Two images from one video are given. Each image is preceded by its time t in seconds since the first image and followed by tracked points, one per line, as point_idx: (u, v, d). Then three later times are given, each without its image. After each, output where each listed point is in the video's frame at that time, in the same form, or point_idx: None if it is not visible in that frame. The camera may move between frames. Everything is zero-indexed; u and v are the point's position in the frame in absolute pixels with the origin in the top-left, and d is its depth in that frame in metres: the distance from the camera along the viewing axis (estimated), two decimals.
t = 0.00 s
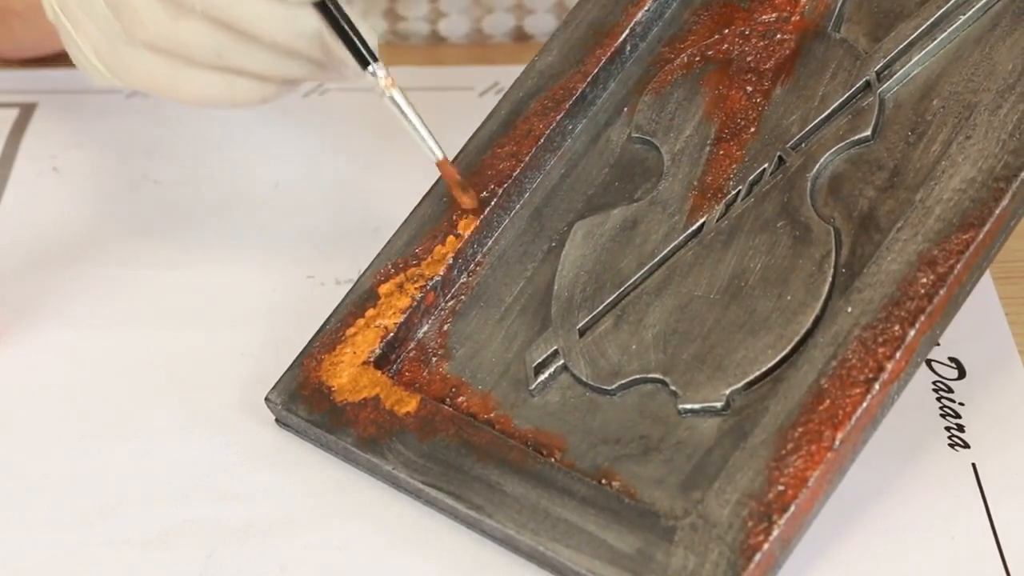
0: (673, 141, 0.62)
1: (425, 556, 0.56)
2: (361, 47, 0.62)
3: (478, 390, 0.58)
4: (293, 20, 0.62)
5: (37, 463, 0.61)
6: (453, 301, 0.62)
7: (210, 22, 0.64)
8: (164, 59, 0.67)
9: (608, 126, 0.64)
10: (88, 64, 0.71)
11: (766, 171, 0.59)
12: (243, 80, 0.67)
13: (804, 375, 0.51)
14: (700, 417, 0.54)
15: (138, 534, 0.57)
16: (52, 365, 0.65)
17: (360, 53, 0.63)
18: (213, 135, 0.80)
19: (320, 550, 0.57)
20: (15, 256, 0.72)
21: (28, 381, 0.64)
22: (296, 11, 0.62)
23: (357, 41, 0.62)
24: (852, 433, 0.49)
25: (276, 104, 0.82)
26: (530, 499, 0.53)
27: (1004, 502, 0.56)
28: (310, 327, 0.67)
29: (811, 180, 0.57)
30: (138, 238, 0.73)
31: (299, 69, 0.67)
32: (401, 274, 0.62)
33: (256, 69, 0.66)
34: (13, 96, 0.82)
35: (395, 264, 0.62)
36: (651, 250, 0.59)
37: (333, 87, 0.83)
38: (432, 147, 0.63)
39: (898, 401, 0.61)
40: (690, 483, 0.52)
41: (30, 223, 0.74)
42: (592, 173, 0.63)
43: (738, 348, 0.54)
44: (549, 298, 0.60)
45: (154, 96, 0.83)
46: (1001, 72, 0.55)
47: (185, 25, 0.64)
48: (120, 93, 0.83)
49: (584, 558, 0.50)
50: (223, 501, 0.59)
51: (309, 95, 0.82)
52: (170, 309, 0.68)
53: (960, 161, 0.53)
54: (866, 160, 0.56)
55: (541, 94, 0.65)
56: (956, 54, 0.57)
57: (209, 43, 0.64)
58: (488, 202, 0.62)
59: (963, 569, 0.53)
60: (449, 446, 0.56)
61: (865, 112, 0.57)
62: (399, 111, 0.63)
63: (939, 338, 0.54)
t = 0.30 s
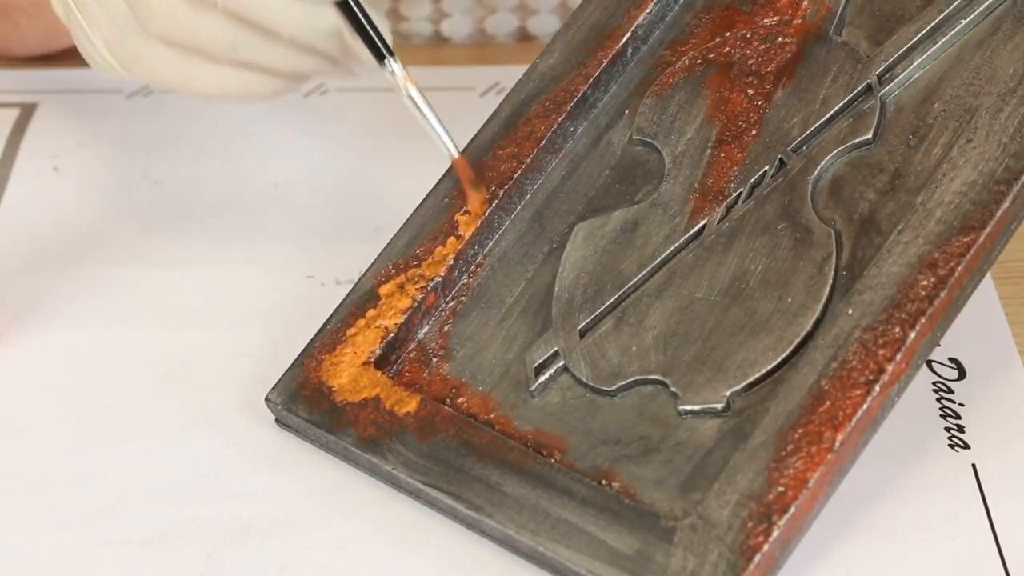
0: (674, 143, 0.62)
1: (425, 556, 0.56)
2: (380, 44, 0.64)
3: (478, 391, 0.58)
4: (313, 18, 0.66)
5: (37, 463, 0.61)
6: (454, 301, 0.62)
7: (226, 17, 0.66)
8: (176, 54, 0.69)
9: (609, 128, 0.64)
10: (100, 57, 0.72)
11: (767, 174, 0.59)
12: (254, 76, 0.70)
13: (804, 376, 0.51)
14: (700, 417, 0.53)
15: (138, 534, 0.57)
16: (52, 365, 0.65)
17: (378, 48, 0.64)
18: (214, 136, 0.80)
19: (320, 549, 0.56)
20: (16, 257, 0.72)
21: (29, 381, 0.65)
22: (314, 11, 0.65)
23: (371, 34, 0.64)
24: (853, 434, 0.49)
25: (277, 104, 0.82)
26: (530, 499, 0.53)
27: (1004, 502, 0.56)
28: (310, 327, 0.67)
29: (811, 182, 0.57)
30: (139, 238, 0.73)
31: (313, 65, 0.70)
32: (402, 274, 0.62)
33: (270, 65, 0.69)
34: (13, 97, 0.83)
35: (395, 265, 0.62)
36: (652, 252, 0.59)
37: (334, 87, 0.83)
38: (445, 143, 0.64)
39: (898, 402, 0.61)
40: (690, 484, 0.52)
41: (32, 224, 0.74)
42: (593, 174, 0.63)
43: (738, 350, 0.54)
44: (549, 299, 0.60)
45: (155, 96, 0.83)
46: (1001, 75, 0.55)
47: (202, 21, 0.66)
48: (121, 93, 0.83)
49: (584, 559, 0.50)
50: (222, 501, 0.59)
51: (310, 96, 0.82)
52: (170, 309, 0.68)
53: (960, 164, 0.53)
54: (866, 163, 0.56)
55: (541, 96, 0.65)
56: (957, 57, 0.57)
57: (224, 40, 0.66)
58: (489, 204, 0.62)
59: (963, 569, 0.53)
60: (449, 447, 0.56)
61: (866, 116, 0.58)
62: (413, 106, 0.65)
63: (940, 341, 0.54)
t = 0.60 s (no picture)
0: (672, 141, 0.62)
1: (425, 556, 0.56)
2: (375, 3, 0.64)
3: (477, 391, 0.58)
4: None
5: (38, 464, 0.61)
6: (453, 302, 0.62)
7: None
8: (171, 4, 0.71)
9: (608, 126, 0.64)
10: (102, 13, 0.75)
11: (766, 172, 0.59)
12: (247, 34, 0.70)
13: (803, 375, 0.51)
14: (699, 417, 0.53)
15: (139, 534, 0.57)
16: (52, 365, 0.65)
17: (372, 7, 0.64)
18: (213, 135, 0.80)
19: (320, 550, 0.57)
20: (16, 256, 0.72)
21: (29, 381, 0.65)
22: None
23: None
24: (852, 433, 0.50)
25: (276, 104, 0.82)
26: (530, 500, 0.53)
27: (1004, 502, 0.56)
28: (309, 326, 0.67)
29: (810, 180, 0.57)
30: (139, 238, 0.73)
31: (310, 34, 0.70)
32: (400, 274, 0.62)
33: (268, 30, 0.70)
34: (13, 97, 0.83)
35: (394, 264, 0.62)
36: (651, 250, 0.59)
37: (333, 87, 0.83)
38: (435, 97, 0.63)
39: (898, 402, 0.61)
40: (690, 484, 0.52)
41: (31, 222, 0.74)
42: (591, 172, 0.63)
43: (738, 350, 0.54)
44: (548, 298, 0.60)
45: (155, 96, 0.83)
46: (1000, 72, 0.55)
47: None
48: (122, 94, 0.83)
49: (584, 560, 0.50)
50: (223, 502, 0.59)
51: (309, 96, 0.82)
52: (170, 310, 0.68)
53: (959, 161, 0.53)
54: (866, 160, 0.56)
55: (540, 94, 0.65)
56: (956, 54, 0.57)
57: None
58: (487, 202, 0.62)
59: (962, 569, 0.53)
60: (449, 447, 0.56)
61: (865, 112, 0.57)
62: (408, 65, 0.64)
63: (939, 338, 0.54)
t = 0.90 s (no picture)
0: (671, 138, 0.62)
1: (425, 557, 0.56)
2: None
3: (477, 390, 0.58)
4: None
5: (37, 463, 0.61)
6: (452, 300, 0.62)
7: None
8: None
9: (606, 122, 0.65)
10: None
11: (764, 168, 0.59)
12: None
13: (802, 374, 0.51)
14: (699, 417, 0.54)
15: (138, 534, 0.57)
16: (52, 366, 0.66)
17: None
18: (214, 137, 0.80)
19: (319, 550, 0.57)
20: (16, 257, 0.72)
21: (29, 383, 0.65)
22: None
23: None
24: (851, 433, 0.50)
25: (275, 103, 0.82)
26: (529, 501, 0.53)
27: (1004, 502, 0.56)
28: (309, 327, 0.67)
29: (808, 176, 0.57)
30: (139, 239, 0.73)
31: None
32: (400, 273, 0.62)
33: None
34: (14, 97, 0.83)
35: (393, 264, 0.62)
36: (650, 248, 0.59)
37: (333, 87, 0.83)
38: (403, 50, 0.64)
39: (898, 402, 0.61)
40: (690, 483, 0.52)
41: (33, 225, 0.74)
42: (590, 169, 0.64)
43: (737, 347, 0.54)
44: (547, 297, 0.60)
45: (156, 96, 0.84)
46: (998, 66, 0.55)
47: None
48: (121, 94, 0.84)
49: (584, 560, 0.50)
50: (222, 502, 0.59)
51: (309, 96, 0.83)
52: (170, 310, 0.69)
53: (957, 158, 0.54)
54: (864, 157, 0.57)
55: (538, 91, 0.65)
56: (955, 48, 0.57)
57: None
58: (486, 201, 0.63)
59: (962, 569, 0.53)
60: (448, 448, 0.56)
61: (862, 108, 0.58)
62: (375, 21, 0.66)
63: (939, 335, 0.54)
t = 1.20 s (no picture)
0: (670, 136, 0.62)
1: (425, 558, 0.56)
2: None
3: (476, 390, 0.58)
4: None
5: (38, 463, 0.61)
6: (452, 299, 0.62)
7: None
8: None
9: (605, 121, 0.65)
10: None
11: (763, 166, 0.59)
12: None
13: (802, 373, 0.51)
14: (698, 416, 0.54)
15: (137, 535, 0.57)
16: (52, 367, 0.66)
17: None
18: (213, 138, 0.80)
19: (319, 550, 0.56)
20: (16, 257, 0.72)
21: (29, 384, 0.65)
22: None
23: None
24: (850, 432, 0.50)
25: (275, 103, 0.83)
26: (529, 501, 0.53)
27: (1004, 502, 0.55)
28: (309, 327, 0.67)
29: (807, 174, 0.58)
30: (139, 239, 0.73)
31: None
32: (399, 273, 0.62)
33: None
34: (13, 98, 0.83)
35: (393, 263, 0.63)
36: (649, 247, 0.59)
37: (333, 88, 0.84)
38: None
39: (898, 401, 0.61)
40: (689, 483, 0.52)
41: (33, 225, 0.74)
42: (589, 168, 0.64)
43: (736, 346, 0.54)
44: (547, 297, 0.60)
45: (155, 97, 0.84)
46: (997, 63, 0.55)
47: None
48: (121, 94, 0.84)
49: (584, 560, 0.50)
50: (222, 503, 0.59)
51: (309, 97, 0.83)
52: (170, 310, 0.69)
53: (956, 155, 0.54)
54: (863, 155, 0.57)
55: (536, 90, 0.65)
56: (953, 45, 0.57)
57: None
58: (485, 200, 0.63)
59: (963, 569, 0.53)
60: (448, 448, 0.56)
61: (862, 106, 0.58)
62: None
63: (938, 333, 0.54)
